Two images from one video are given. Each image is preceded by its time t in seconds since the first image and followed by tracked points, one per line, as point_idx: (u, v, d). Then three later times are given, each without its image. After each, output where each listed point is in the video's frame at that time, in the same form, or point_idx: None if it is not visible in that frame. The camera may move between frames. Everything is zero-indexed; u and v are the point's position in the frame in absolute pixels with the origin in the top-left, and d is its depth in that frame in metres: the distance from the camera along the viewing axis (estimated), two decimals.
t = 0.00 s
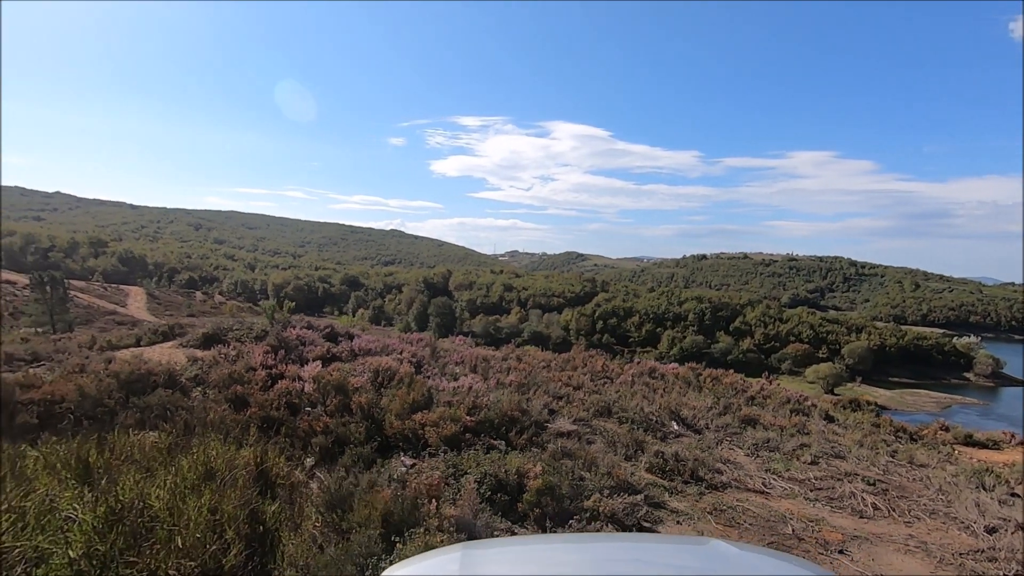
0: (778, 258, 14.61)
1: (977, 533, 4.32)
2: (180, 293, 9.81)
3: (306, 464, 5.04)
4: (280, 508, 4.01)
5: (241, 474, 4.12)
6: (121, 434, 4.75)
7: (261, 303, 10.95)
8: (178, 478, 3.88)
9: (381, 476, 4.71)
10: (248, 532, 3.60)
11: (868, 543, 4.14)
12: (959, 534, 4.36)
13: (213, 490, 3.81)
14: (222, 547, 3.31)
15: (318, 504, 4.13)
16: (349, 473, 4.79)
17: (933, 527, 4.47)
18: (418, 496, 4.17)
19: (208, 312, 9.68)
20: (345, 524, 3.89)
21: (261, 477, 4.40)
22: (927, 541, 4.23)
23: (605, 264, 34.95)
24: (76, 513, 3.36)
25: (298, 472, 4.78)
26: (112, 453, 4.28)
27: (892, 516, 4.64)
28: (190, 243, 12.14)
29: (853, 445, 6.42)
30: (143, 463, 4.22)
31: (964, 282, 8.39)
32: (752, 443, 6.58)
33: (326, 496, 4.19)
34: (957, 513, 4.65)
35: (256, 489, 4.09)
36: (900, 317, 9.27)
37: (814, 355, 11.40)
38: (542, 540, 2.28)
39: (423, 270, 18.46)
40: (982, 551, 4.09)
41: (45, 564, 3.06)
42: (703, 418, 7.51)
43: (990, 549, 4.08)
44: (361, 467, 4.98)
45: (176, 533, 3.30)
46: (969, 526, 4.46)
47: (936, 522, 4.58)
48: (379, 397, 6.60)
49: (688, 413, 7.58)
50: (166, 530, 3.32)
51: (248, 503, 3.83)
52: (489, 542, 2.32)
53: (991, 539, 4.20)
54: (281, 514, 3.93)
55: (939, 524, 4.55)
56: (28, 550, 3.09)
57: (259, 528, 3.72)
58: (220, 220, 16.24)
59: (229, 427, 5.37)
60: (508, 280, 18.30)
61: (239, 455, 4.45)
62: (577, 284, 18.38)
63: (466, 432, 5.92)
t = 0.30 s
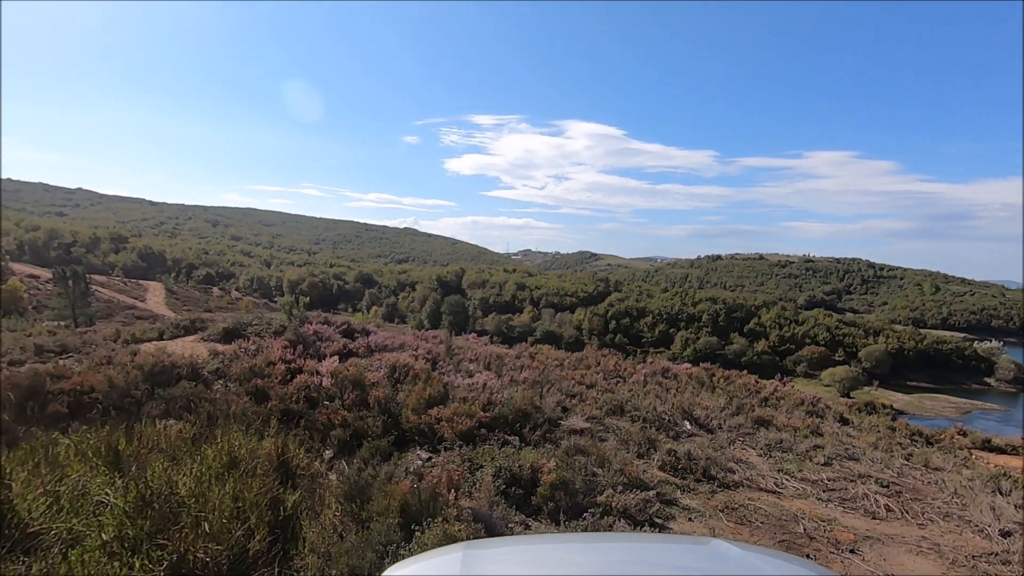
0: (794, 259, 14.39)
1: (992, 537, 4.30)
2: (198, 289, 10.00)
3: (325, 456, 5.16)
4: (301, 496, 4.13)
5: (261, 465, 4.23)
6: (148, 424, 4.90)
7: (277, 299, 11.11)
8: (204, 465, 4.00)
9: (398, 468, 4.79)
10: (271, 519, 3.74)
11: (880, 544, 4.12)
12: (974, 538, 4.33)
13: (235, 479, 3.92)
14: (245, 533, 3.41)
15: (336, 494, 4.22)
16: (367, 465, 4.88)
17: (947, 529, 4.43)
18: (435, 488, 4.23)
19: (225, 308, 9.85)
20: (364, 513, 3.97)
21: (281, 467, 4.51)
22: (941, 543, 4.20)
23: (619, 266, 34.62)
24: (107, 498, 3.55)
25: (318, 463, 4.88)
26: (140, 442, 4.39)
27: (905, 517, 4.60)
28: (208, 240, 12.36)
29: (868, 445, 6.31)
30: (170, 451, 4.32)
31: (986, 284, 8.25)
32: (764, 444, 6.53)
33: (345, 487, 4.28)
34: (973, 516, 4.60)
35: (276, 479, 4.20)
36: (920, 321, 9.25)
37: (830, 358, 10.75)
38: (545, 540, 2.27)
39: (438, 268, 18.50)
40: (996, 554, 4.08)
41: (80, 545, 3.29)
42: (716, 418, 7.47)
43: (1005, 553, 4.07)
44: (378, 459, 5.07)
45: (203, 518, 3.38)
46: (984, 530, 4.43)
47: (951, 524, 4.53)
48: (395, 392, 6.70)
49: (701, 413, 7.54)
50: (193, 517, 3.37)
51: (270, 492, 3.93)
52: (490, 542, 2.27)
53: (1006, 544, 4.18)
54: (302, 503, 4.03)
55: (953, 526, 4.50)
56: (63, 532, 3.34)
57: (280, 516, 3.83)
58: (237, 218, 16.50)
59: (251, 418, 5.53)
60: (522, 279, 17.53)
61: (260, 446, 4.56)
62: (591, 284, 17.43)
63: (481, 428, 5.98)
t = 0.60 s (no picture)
0: (809, 260, 14.19)
1: (1008, 543, 4.19)
2: (212, 286, 10.13)
3: (337, 452, 5.21)
4: (314, 492, 4.17)
5: (275, 460, 4.29)
6: (164, 418, 4.98)
7: (289, 296, 11.22)
8: (219, 460, 4.07)
9: (409, 465, 4.83)
10: (283, 513, 3.79)
11: (892, 547, 4.07)
12: (988, 543, 4.23)
13: (249, 473, 3.98)
14: (259, 527, 3.46)
15: (348, 490, 4.26)
16: (378, 461, 4.92)
17: (962, 535, 4.34)
18: (445, 485, 4.26)
19: (239, 305, 9.98)
20: (374, 508, 4.00)
21: (294, 462, 4.57)
22: (954, 548, 4.12)
23: (631, 266, 34.37)
24: (124, 489, 3.59)
25: (330, 459, 4.94)
26: (156, 435, 4.47)
27: (918, 522, 4.53)
28: (222, 237, 12.52)
29: (881, 449, 6.22)
30: (185, 445, 4.38)
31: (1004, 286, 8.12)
32: (776, 445, 6.46)
33: (357, 482, 4.32)
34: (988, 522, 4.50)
35: (289, 474, 4.26)
36: (935, 323, 9.00)
37: (845, 360, 10.66)
38: (550, 541, 2.25)
39: (449, 266, 18.54)
40: (1012, 560, 3.98)
41: (99, 535, 3.36)
42: (727, 419, 7.41)
43: (1021, 559, 3.98)
44: (389, 455, 5.11)
45: (217, 512, 3.42)
46: (999, 535, 4.33)
47: (965, 529, 4.44)
48: (406, 389, 6.74)
49: (712, 414, 7.49)
50: (208, 509, 3.43)
51: (283, 487, 3.99)
52: (495, 541, 2.27)
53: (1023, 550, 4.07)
54: (314, 498, 4.09)
55: (967, 531, 4.41)
56: (82, 522, 3.39)
57: (292, 510, 3.88)
58: (251, 216, 16.69)
59: (265, 414, 5.60)
60: (532, 278, 17.55)
61: (273, 441, 4.62)
62: (600, 283, 16.94)
63: (490, 426, 5.99)
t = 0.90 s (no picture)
0: (822, 260, 14.03)
1: None
2: (225, 283, 10.25)
3: (348, 448, 5.25)
4: (325, 487, 4.23)
5: (288, 456, 4.35)
6: (179, 413, 5.06)
7: (301, 294, 11.32)
8: (234, 454, 4.13)
9: (420, 461, 4.86)
10: (296, 507, 3.85)
11: (905, 550, 4.02)
12: (1005, 547, 4.15)
13: (264, 468, 4.04)
14: (272, 521, 3.51)
15: (360, 486, 4.31)
16: (389, 457, 4.95)
17: (977, 538, 4.27)
18: (456, 483, 4.29)
19: (252, 302, 10.08)
20: (386, 503, 4.04)
21: (307, 458, 4.63)
22: (969, 551, 4.06)
23: (642, 266, 34.12)
24: (142, 482, 3.70)
25: (342, 455, 4.98)
26: (172, 429, 4.55)
27: (932, 525, 4.46)
28: (235, 236, 12.66)
29: (895, 452, 6.13)
30: (201, 439, 4.46)
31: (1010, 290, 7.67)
32: (787, 446, 6.40)
33: (368, 479, 4.36)
34: (1005, 526, 4.42)
35: (302, 469, 4.30)
36: (952, 324, 8.71)
37: (858, 361, 10.68)
38: (559, 540, 2.25)
39: (459, 265, 18.55)
40: None
41: (115, 526, 3.42)
42: (738, 420, 7.36)
43: None
44: (400, 452, 5.15)
45: (233, 504, 3.49)
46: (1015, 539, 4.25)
47: (980, 533, 4.37)
48: (417, 387, 6.78)
49: (722, 415, 7.43)
50: (223, 502, 3.48)
51: (296, 482, 4.05)
52: (501, 539, 2.26)
53: None
54: (325, 493, 4.15)
55: (982, 535, 4.34)
56: (101, 515, 3.41)
57: (304, 505, 3.92)
58: (264, 215, 16.88)
59: (278, 410, 5.67)
60: (542, 277, 17.54)
61: (287, 437, 4.68)
62: (612, 283, 17.31)
63: (501, 424, 6.01)
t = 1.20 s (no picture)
0: (832, 261, 13.90)
1: None
2: (235, 282, 10.34)
3: (357, 445, 5.29)
4: (335, 484, 4.25)
5: (298, 453, 4.39)
6: (191, 409, 5.11)
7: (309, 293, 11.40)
8: (245, 450, 4.17)
9: (428, 459, 4.89)
10: (307, 501, 3.88)
11: (913, 551, 3.99)
12: (1016, 549, 4.11)
13: (274, 464, 4.07)
14: (283, 516, 3.54)
15: (369, 483, 4.34)
16: (397, 454, 4.98)
17: (987, 540, 4.23)
18: (463, 480, 4.31)
19: (261, 301, 10.17)
20: (395, 500, 4.06)
21: (316, 454, 4.66)
22: (978, 553, 4.02)
23: (649, 266, 33.98)
24: (157, 477, 3.77)
25: (351, 452, 5.02)
26: (184, 426, 4.61)
27: (941, 526, 4.42)
28: (245, 235, 12.77)
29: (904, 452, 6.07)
30: (212, 435, 4.49)
31: None
32: (795, 447, 6.36)
33: (378, 476, 4.39)
34: (1015, 529, 4.37)
35: (311, 466, 4.34)
36: (964, 325, 8.79)
37: (868, 363, 10.35)
38: (562, 539, 2.25)
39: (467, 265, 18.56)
40: None
41: (130, 520, 3.46)
42: (746, 420, 7.32)
43: None
44: (409, 449, 5.17)
45: (246, 500, 3.53)
46: None
47: (990, 535, 4.33)
48: (425, 385, 6.81)
49: (730, 415, 7.40)
50: (236, 498, 3.51)
51: (307, 478, 4.09)
52: (503, 539, 2.28)
53: None
54: (336, 489, 4.17)
55: (992, 537, 4.30)
56: (116, 508, 3.48)
57: (314, 501, 3.95)
58: (273, 215, 17.01)
59: (288, 407, 5.72)
60: (549, 276, 17.54)
61: (296, 434, 4.71)
62: (619, 282, 17.24)
63: (508, 422, 6.02)
